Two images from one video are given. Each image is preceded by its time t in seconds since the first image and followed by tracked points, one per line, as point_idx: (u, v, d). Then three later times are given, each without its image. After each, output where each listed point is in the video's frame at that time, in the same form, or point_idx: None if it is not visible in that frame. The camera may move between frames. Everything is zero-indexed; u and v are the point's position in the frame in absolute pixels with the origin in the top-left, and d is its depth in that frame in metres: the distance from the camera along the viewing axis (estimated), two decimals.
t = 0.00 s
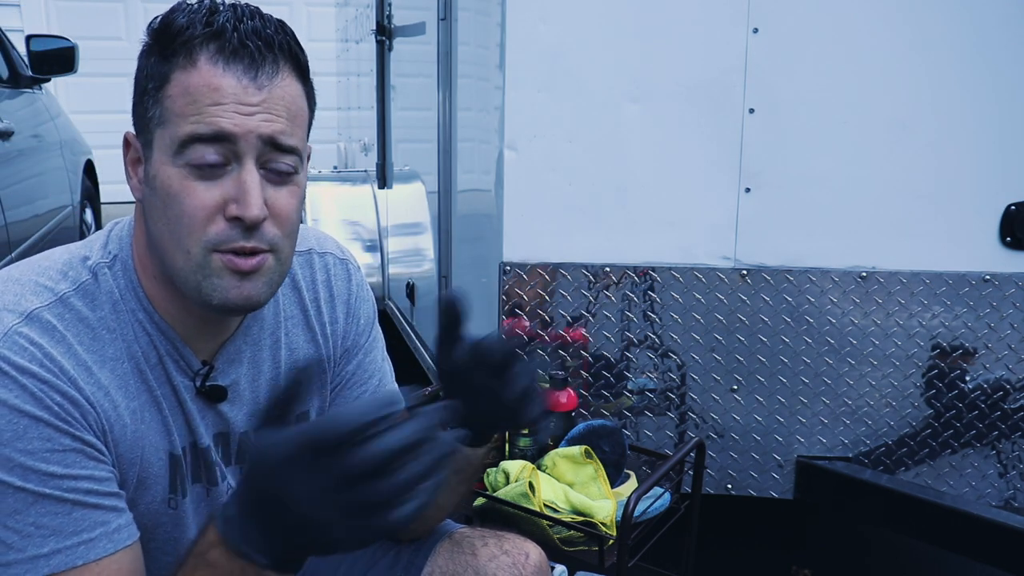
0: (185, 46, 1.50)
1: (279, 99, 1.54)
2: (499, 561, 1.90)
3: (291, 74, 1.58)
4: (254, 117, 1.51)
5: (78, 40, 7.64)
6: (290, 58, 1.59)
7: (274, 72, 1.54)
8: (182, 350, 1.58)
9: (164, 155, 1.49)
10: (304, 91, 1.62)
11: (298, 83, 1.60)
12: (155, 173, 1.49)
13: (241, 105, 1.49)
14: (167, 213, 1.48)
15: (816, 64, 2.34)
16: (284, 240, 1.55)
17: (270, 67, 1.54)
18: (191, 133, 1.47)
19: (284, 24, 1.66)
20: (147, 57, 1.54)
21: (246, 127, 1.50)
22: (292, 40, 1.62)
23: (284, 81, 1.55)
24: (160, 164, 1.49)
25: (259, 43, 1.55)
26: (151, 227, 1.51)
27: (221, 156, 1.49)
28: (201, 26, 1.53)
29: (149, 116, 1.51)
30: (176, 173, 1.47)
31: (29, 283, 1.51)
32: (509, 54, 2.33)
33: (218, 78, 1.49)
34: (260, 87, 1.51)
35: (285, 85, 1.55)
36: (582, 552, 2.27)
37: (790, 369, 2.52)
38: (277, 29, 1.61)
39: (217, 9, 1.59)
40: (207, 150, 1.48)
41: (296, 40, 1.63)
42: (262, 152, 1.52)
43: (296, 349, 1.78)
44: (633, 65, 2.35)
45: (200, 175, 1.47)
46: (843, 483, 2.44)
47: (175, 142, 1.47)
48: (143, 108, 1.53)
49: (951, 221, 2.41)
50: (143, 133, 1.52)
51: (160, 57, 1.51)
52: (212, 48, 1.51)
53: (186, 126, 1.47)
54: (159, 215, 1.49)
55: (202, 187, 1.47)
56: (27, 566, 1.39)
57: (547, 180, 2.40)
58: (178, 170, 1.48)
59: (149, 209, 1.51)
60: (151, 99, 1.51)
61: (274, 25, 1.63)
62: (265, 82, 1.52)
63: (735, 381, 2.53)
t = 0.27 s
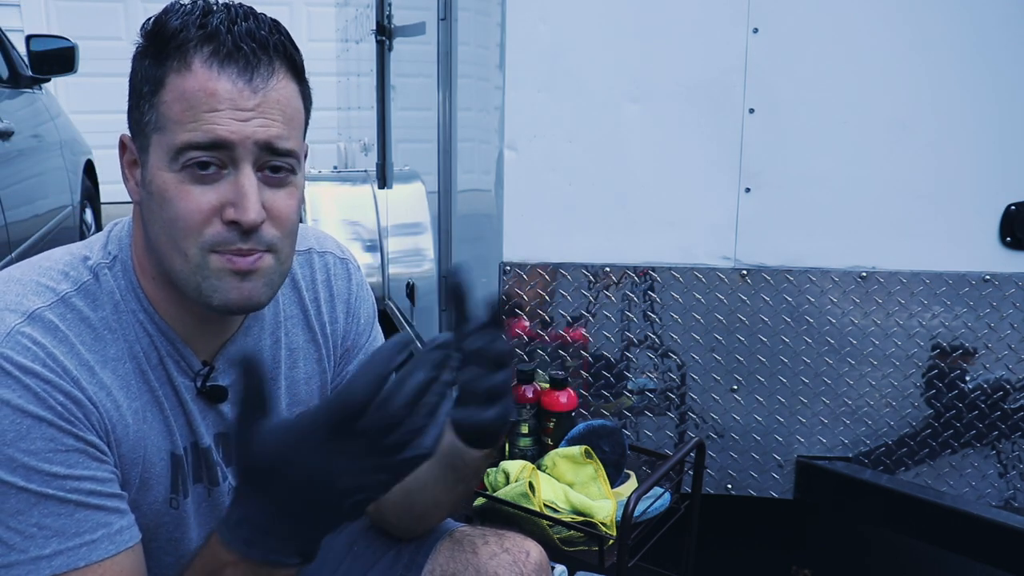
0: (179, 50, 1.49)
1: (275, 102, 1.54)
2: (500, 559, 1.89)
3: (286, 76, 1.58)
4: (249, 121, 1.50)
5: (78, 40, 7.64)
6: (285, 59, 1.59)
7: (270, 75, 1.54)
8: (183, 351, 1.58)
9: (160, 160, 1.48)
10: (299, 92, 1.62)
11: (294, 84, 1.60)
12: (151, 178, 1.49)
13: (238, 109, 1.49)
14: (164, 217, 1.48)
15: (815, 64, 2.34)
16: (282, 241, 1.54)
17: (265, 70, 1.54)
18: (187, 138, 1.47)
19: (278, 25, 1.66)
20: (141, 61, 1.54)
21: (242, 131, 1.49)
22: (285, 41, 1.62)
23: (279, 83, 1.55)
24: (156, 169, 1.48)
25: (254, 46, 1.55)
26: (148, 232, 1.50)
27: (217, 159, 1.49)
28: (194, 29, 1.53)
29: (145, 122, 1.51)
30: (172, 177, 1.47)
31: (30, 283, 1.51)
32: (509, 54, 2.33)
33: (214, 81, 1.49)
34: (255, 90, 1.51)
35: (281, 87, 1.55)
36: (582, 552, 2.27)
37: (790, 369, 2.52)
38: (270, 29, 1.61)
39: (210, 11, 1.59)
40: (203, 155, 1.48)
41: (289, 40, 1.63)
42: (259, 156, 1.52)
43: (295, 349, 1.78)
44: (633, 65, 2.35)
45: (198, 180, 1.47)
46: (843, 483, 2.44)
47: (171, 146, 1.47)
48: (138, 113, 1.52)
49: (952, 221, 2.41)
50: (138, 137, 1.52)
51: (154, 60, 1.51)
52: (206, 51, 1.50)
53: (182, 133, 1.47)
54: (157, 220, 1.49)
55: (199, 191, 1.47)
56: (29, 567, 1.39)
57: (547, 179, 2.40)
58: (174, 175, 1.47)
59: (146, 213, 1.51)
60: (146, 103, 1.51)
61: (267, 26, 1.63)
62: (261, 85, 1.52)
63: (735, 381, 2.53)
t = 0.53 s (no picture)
0: (174, 51, 1.48)
1: (271, 103, 1.54)
2: (501, 557, 1.91)
3: (281, 76, 1.58)
4: (244, 124, 1.50)
5: (78, 40, 7.65)
6: (281, 59, 1.59)
7: (265, 75, 1.54)
8: (182, 351, 1.57)
9: (154, 162, 1.48)
10: (295, 92, 1.61)
11: (289, 84, 1.59)
12: (145, 180, 1.49)
13: (233, 112, 1.49)
14: (158, 219, 1.48)
15: (815, 64, 2.34)
16: (276, 242, 1.56)
17: (261, 70, 1.54)
18: (181, 141, 1.46)
19: (273, 22, 1.66)
20: (134, 60, 1.53)
21: (238, 135, 1.49)
22: (281, 40, 1.62)
23: (275, 84, 1.55)
24: (150, 171, 1.48)
25: (249, 46, 1.54)
26: (141, 233, 1.50)
27: (211, 162, 1.49)
28: (189, 29, 1.52)
29: (139, 123, 1.50)
30: (166, 180, 1.47)
31: (27, 283, 1.50)
32: (509, 54, 2.33)
33: (208, 83, 1.48)
34: (251, 91, 1.51)
35: (276, 87, 1.55)
36: (581, 551, 2.27)
37: (790, 369, 2.52)
38: (265, 29, 1.61)
39: (205, 10, 1.58)
40: (198, 157, 1.47)
41: (285, 39, 1.62)
42: (254, 159, 1.52)
43: (296, 349, 1.78)
44: (633, 65, 2.35)
45: (192, 183, 1.47)
46: (843, 483, 2.44)
47: (165, 149, 1.47)
48: (133, 114, 1.51)
49: (951, 221, 2.41)
50: (132, 139, 1.51)
51: (149, 61, 1.49)
52: (201, 51, 1.50)
53: (177, 135, 1.47)
54: (150, 221, 1.48)
55: (194, 194, 1.47)
56: (27, 566, 1.39)
57: (547, 179, 2.40)
58: (168, 177, 1.47)
59: (141, 215, 1.51)
60: (141, 105, 1.49)
61: (263, 25, 1.62)
62: (257, 86, 1.52)
63: (735, 381, 2.53)
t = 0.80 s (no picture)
0: (173, 68, 1.48)
1: (275, 120, 1.53)
2: (502, 559, 1.90)
3: (283, 90, 1.57)
4: (249, 145, 1.49)
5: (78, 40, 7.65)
6: (282, 72, 1.58)
7: (268, 91, 1.53)
8: (181, 361, 1.57)
9: (161, 184, 1.47)
10: (297, 105, 1.61)
11: (291, 98, 1.59)
12: (151, 201, 1.48)
13: (237, 131, 1.48)
14: (166, 243, 1.47)
15: (815, 65, 2.34)
16: (285, 262, 1.56)
17: (264, 86, 1.53)
18: (187, 163, 1.46)
19: (270, 32, 1.65)
20: (131, 75, 1.52)
21: (243, 157, 1.49)
22: (280, 51, 1.62)
23: (278, 100, 1.54)
24: (157, 193, 1.47)
25: (250, 62, 1.53)
26: (149, 254, 1.50)
27: (217, 184, 1.48)
28: (188, 44, 1.51)
29: (140, 141, 1.49)
30: (173, 204, 1.47)
31: (24, 287, 1.51)
32: (509, 54, 2.33)
33: (211, 104, 1.47)
34: (254, 110, 1.50)
35: (279, 104, 1.54)
36: (582, 551, 2.27)
37: (790, 369, 2.52)
38: (263, 40, 1.61)
39: (201, 22, 1.58)
40: (204, 180, 1.47)
41: (285, 51, 1.62)
42: (261, 180, 1.51)
43: (296, 355, 1.78)
44: (633, 66, 2.35)
45: (200, 206, 1.47)
46: (843, 483, 2.45)
47: (170, 172, 1.46)
48: (132, 132, 1.50)
49: (951, 222, 2.41)
50: (133, 155, 1.51)
51: (147, 78, 1.49)
52: (202, 67, 1.49)
53: (184, 158, 1.46)
54: (158, 243, 1.48)
55: (202, 217, 1.47)
56: (35, 570, 1.40)
57: (547, 179, 2.40)
58: (175, 200, 1.47)
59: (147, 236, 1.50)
60: (140, 124, 1.49)
61: (261, 35, 1.62)
62: (260, 103, 1.51)
63: (735, 381, 2.53)
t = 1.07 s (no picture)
0: (173, 66, 1.48)
1: (272, 120, 1.53)
2: (501, 561, 1.91)
3: (284, 91, 1.56)
4: (246, 145, 1.50)
5: (78, 40, 7.66)
6: (283, 73, 1.58)
7: (266, 92, 1.53)
8: (180, 363, 1.57)
9: (153, 181, 1.47)
10: (298, 106, 1.60)
11: (292, 99, 1.58)
12: (144, 198, 1.48)
13: (233, 131, 1.48)
14: (158, 239, 1.48)
15: (815, 65, 2.34)
16: (277, 263, 1.56)
17: (263, 86, 1.53)
18: (180, 161, 1.46)
19: (275, 34, 1.65)
20: (132, 71, 1.52)
21: (239, 156, 1.49)
22: (283, 53, 1.61)
23: (277, 101, 1.54)
24: (149, 190, 1.48)
25: (250, 63, 1.53)
26: (140, 250, 1.50)
27: (211, 182, 1.48)
28: (189, 43, 1.51)
29: (137, 138, 1.49)
30: (166, 201, 1.47)
31: (22, 290, 1.51)
32: (509, 54, 2.33)
33: (208, 102, 1.47)
34: (252, 110, 1.50)
35: (278, 105, 1.54)
36: (582, 552, 2.28)
37: (790, 369, 2.52)
38: (267, 41, 1.60)
39: (205, 19, 1.57)
40: (198, 179, 1.47)
41: (287, 53, 1.62)
42: (255, 180, 1.51)
43: (294, 356, 1.78)
44: (632, 66, 2.35)
45: (191, 204, 1.47)
46: (843, 483, 2.45)
47: (165, 168, 1.46)
48: (131, 128, 1.50)
49: (951, 222, 2.41)
50: (131, 152, 1.51)
51: (146, 74, 1.49)
52: (201, 67, 1.49)
53: (178, 156, 1.46)
54: (150, 240, 1.48)
55: (194, 215, 1.47)
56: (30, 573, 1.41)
57: (547, 179, 2.40)
58: (167, 197, 1.47)
59: (139, 232, 1.50)
60: (138, 120, 1.49)
61: (265, 37, 1.61)
62: (258, 104, 1.51)
63: (735, 381, 2.53)
